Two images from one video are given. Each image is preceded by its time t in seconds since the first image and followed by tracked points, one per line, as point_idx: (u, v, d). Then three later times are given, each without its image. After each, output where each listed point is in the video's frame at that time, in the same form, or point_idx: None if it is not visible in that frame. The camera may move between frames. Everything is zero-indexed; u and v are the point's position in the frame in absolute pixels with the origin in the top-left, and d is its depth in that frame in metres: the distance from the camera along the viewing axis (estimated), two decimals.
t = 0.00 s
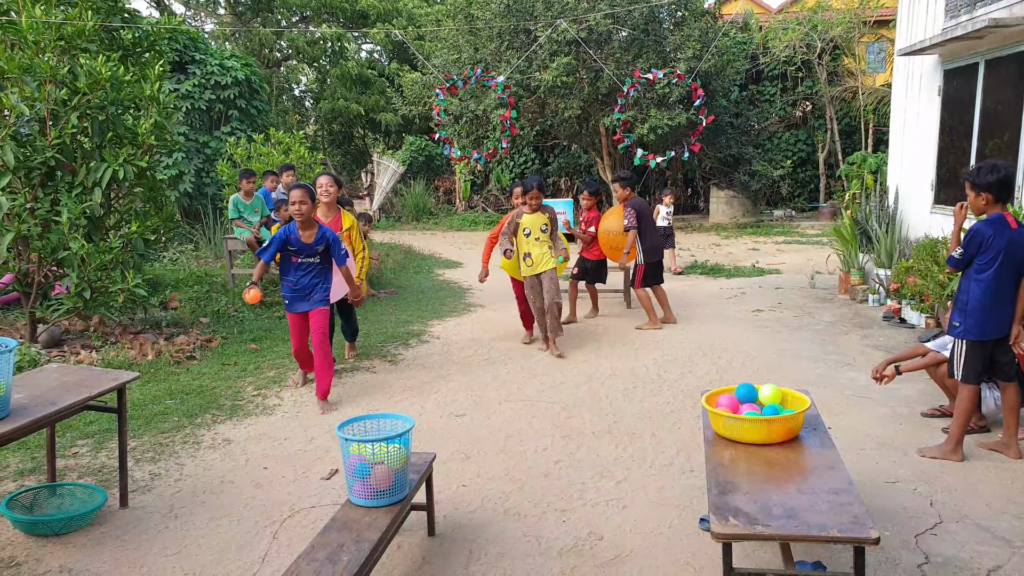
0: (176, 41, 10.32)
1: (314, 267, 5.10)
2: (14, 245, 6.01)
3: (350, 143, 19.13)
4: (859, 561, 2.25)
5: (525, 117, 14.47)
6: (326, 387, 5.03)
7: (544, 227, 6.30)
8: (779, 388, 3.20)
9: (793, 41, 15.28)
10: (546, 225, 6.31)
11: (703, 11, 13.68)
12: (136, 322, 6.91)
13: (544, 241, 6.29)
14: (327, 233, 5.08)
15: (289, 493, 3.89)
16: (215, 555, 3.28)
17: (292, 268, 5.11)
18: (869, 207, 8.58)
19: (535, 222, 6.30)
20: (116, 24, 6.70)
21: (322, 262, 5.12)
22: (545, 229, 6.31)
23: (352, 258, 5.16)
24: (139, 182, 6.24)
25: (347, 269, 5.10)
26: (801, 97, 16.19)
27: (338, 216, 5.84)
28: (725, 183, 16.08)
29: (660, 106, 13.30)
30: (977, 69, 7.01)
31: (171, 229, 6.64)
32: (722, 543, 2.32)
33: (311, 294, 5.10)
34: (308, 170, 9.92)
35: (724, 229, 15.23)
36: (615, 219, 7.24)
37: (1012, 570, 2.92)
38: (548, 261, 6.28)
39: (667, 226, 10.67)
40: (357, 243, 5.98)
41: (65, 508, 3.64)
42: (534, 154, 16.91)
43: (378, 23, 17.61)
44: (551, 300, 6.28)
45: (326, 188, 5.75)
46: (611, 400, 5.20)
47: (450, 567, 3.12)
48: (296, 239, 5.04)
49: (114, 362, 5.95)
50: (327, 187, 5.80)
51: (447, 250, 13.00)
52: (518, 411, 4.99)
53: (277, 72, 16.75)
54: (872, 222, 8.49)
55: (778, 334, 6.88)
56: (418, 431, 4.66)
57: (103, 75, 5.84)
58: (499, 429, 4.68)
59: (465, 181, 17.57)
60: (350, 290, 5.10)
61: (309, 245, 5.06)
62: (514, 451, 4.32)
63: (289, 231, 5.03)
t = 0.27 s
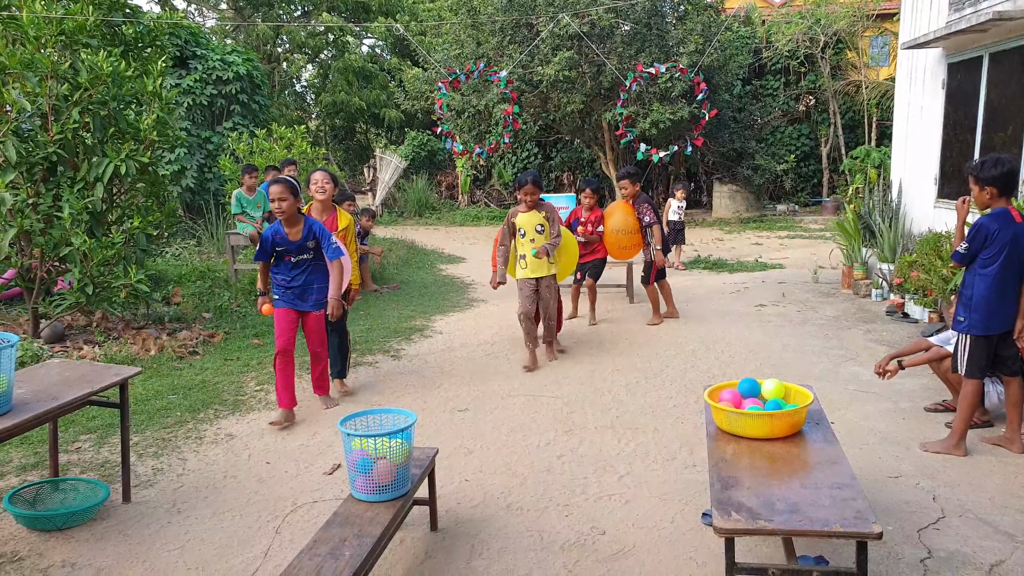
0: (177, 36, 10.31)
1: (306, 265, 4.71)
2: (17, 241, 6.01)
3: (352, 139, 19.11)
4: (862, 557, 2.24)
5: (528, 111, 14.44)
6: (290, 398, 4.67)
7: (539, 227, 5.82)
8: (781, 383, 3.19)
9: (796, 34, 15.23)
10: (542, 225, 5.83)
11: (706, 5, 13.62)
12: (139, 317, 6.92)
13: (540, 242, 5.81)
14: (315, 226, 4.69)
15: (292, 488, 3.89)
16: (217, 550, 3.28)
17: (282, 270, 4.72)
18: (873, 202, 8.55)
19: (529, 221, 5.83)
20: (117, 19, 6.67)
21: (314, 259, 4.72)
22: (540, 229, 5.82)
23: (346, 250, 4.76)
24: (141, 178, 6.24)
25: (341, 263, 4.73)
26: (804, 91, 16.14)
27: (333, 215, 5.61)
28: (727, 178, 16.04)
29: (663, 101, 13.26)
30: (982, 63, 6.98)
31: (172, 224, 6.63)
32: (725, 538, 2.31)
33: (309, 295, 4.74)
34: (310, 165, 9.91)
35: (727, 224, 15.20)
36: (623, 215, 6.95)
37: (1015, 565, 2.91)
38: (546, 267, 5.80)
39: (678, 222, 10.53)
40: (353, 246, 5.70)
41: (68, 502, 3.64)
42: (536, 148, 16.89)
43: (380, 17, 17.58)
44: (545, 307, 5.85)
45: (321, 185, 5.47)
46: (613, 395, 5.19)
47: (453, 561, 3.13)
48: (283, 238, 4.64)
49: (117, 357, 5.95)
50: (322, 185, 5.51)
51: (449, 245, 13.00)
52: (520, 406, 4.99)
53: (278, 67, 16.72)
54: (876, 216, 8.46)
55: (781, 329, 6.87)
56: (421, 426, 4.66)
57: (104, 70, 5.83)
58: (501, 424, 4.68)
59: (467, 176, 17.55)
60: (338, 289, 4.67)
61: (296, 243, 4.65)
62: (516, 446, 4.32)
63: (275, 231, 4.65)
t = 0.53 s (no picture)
0: (177, 27, 10.27)
1: (286, 272, 4.31)
2: (18, 233, 6.01)
3: (353, 131, 19.07)
4: (863, 549, 2.24)
5: (529, 104, 14.39)
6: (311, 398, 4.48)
7: (530, 230, 5.16)
8: (783, 375, 3.19)
9: (799, 26, 15.17)
10: (532, 227, 5.17)
11: None
12: (140, 310, 6.92)
13: (529, 247, 5.17)
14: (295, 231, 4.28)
15: (294, 480, 3.90)
16: (219, 542, 3.29)
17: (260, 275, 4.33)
18: (875, 194, 8.53)
19: (518, 223, 5.17)
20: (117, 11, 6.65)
21: (293, 266, 4.31)
22: (529, 233, 5.17)
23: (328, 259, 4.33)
24: (141, 170, 6.24)
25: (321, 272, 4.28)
26: (806, 83, 16.08)
27: (320, 209, 5.20)
28: (729, 170, 16.01)
29: (664, 93, 13.22)
30: (985, 54, 6.95)
31: (173, 217, 6.62)
32: (726, 530, 2.31)
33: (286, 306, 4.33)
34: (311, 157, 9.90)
35: (728, 216, 15.17)
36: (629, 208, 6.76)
37: (1015, 556, 2.92)
38: (533, 275, 5.14)
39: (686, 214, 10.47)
40: (342, 240, 5.27)
41: (70, 494, 3.65)
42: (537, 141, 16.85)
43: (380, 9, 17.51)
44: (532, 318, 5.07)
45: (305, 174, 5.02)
46: (615, 387, 5.19)
47: (454, 552, 3.14)
48: (261, 242, 4.26)
49: (119, 349, 5.96)
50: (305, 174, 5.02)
51: (450, 237, 12.99)
52: (522, 398, 4.99)
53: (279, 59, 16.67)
54: (878, 208, 8.44)
55: (782, 321, 6.86)
56: (422, 418, 4.66)
57: (104, 61, 5.82)
58: (502, 416, 4.68)
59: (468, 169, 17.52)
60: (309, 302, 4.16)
61: (274, 248, 4.26)
62: (518, 438, 4.32)
63: (252, 232, 4.26)
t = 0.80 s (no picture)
0: (180, 20, 10.25)
1: (271, 282, 3.88)
2: (23, 226, 6.02)
3: (356, 124, 19.04)
4: (868, 542, 2.24)
5: (533, 96, 14.34)
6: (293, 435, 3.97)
7: (516, 239, 4.55)
8: (788, 367, 3.18)
9: (803, 17, 15.09)
10: (519, 236, 4.55)
11: None
12: (145, 303, 6.93)
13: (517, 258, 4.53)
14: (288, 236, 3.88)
15: (299, 472, 3.91)
16: (225, 533, 3.30)
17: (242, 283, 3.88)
18: (880, 185, 8.49)
19: (503, 231, 4.57)
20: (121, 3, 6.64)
21: (279, 275, 3.90)
22: (516, 242, 4.55)
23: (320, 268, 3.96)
24: (146, 163, 6.24)
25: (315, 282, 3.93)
26: (811, 74, 16.00)
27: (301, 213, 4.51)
28: (733, 162, 15.95)
29: (668, 85, 13.17)
30: (993, 44, 6.91)
31: (178, 210, 6.63)
32: (731, 522, 2.31)
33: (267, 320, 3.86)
34: (314, 150, 9.90)
35: (733, 208, 15.13)
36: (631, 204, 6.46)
37: (1022, 549, 2.91)
38: (525, 290, 4.53)
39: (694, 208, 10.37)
40: (327, 246, 4.59)
41: (77, 486, 3.67)
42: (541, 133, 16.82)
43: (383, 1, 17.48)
44: (517, 336, 4.53)
45: (283, 176, 4.38)
46: (618, 379, 5.19)
47: (459, 544, 3.14)
48: (246, 246, 3.80)
49: (124, 342, 5.98)
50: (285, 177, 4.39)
51: (454, 230, 12.98)
52: (526, 391, 4.99)
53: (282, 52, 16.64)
54: (883, 200, 8.41)
55: (787, 313, 6.85)
56: (427, 411, 4.67)
57: (108, 54, 5.82)
58: (506, 408, 4.68)
59: (471, 161, 17.49)
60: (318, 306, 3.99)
61: (263, 253, 3.81)
62: (522, 430, 4.32)
63: (237, 235, 3.81)
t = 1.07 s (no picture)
0: (183, 15, 10.24)
1: (231, 288, 3.53)
2: (26, 221, 6.03)
3: (359, 119, 19.02)
4: (872, 538, 2.24)
5: (535, 91, 14.31)
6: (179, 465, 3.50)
7: (501, 250, 4.05)
8: (792, 362, 3.18)
9: (806, 12, 15.03)
10: (503, 248, 4.05)
11: None
12: (148, 298, 6.95)
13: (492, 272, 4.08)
14: (241, 235, 3.48)
15: (302, 467, 3.91)
16: (228, 529, 3.31)
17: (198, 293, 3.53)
18: (883, 181, 8.48)
19: (486, 241, 4.07)
20: None
21: (238, 279, 3.53)
22: (500, 253, 4.05)
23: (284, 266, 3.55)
24: (149, 159, 6.24)
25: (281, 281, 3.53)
26: (814, 70, 15.95)
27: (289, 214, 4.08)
28: (736, 158, 15.91)
29: (671, 80, 13.14)
30: (996, 40, 6.88)
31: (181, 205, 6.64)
32: (734, 518, 2.31)
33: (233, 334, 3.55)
34: (317, 146, 9.90)
35: (736, 204, 15.10)
36: (645, 205, 6.03)
37: None
38: (504, 305, 3.98)
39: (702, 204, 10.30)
40: (319, 254, 4.18)
41: (80, 481, 3.68)
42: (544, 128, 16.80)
43: None
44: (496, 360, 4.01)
45: (267, 172, 3.93)
46: (621, 375, 5.19)
47: (462, 540, 3.14)
48: (196, 250, 3.43)
49: (127, 337, 5.99)
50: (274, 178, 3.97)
51: (457, 225, 12.98)
52: (529, 386, 4.99)
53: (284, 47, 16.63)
54: (886, 196, 8.39)
55: (790, 309, 6.84)
56: (430, 407, 4.67)
57: (111, 49, 5.81)
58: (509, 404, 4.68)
59: (474, 157, 17.47)
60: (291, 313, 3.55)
61: (214, 259, 3.43)
62: (525, 426, 4.32)
63: (185, 239, 3.44)
